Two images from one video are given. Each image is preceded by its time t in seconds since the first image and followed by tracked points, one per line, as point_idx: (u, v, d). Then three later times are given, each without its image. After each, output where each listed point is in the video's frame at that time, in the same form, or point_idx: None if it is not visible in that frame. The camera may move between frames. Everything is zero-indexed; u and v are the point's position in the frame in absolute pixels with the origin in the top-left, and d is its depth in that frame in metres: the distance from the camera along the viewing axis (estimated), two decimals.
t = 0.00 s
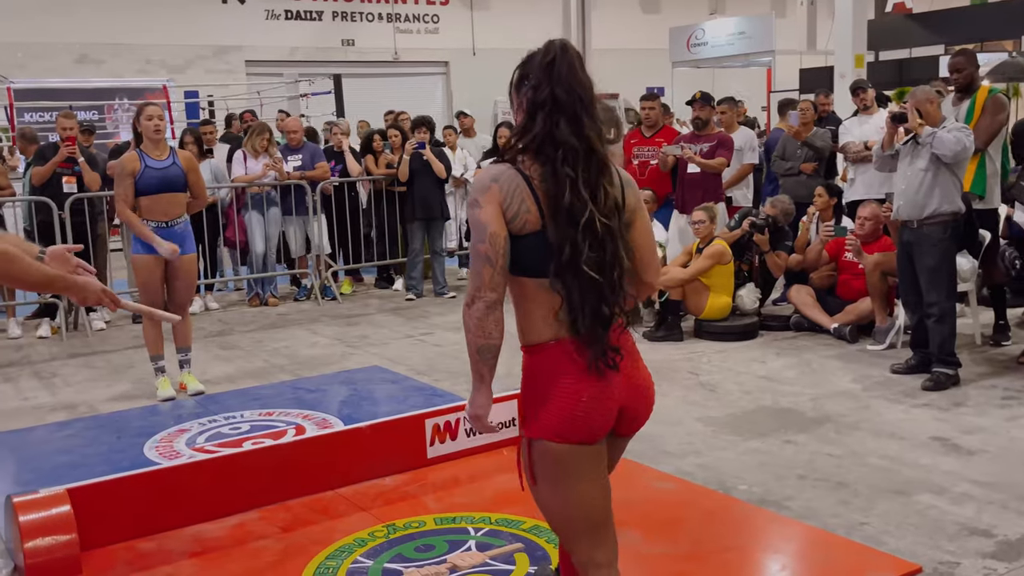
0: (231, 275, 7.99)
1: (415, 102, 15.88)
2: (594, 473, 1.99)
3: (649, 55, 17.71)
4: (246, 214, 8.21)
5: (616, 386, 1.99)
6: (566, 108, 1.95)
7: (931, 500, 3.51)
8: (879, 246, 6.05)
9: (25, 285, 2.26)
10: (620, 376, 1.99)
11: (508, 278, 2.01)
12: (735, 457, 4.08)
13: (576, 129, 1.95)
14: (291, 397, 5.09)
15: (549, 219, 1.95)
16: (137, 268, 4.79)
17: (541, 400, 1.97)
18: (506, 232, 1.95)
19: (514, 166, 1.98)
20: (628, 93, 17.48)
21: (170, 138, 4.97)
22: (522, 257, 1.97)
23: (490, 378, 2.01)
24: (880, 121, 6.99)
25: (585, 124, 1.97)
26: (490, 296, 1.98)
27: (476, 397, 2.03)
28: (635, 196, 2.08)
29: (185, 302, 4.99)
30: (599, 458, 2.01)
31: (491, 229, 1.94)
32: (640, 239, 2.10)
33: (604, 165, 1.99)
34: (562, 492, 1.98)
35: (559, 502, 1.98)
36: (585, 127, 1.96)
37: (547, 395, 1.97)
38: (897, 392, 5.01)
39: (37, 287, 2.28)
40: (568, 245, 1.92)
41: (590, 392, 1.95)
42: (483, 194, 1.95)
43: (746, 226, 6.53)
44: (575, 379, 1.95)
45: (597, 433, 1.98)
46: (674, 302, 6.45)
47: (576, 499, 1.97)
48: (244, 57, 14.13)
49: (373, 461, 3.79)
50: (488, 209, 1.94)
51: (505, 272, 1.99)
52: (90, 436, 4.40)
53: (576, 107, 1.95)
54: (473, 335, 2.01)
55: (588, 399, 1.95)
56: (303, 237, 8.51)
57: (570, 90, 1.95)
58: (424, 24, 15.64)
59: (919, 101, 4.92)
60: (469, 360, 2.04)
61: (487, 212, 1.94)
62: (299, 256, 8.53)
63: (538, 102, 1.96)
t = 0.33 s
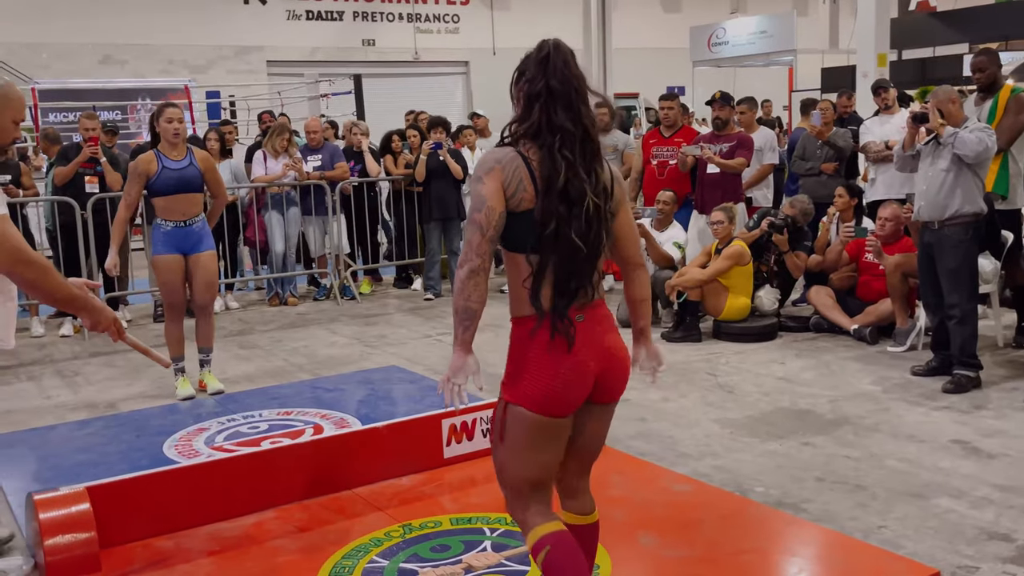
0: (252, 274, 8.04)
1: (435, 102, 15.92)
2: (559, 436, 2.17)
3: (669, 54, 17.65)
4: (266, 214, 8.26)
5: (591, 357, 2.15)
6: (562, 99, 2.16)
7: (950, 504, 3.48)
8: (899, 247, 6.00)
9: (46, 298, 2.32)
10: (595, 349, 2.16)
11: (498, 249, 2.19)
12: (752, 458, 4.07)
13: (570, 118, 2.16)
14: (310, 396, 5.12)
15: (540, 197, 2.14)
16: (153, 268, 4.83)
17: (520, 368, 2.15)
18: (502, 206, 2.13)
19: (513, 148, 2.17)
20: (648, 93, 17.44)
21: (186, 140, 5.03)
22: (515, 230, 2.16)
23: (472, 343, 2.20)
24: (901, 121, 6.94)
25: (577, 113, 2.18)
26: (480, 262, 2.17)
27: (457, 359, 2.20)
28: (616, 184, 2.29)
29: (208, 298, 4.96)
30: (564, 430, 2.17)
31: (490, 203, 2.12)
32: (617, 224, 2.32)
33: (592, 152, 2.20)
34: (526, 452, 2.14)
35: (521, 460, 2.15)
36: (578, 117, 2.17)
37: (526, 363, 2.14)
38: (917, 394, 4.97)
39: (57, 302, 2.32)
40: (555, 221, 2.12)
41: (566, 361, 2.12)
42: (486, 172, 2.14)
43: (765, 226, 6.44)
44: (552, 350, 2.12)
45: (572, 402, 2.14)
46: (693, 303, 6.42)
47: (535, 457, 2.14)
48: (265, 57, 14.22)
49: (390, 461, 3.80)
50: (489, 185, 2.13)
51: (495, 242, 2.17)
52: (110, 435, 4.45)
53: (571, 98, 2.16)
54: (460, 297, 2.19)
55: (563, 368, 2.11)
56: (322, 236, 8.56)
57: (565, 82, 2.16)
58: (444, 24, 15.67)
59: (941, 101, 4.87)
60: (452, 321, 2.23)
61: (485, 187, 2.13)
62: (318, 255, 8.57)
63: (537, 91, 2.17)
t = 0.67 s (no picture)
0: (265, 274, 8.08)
1: (448, 102, 15.95)
2: (516, 411, 2.37)
3: (683, 54, 17.63)
4: (280, 214, 8.30)
5: (552, 346, 2.28)
6: (531, 98, 2.31)
7: (963, 506, 3.46)
8: (913, 248, 5.97)
9: (51, 295, 2.42)
10: (562, 337, 2.30)
11: (488, 251, 2.32)
12: (763, 460, 4.06)
13: (542, 114, 2.32)
14: (321, 396, 5.14)
15: (526, 192, 2.29)
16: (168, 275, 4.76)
17: (492, 351, 2.31)
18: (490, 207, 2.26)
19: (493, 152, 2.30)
20: (661, 94, 17.41)
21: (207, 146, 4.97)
22: (505, 229, 2.30)
23: (461, 339, 2.29)
24: (915, 121, 6.91)
25: (547, 108, 2.33)
26: (475, 263, 2.29)
27: (444, 357, 2.31)
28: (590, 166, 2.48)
29: (240, 291, 4.83)
30: (518, 405, 2.36)
31: (479, 207, 2.24)
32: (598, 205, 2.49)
33: (567, 141, 2.36)
34: (485, 423, 2.36)
35: (476, 425, 2.37)
36: (548, 111, 2.33)
37: (499, 345, 2.31)
38: (930, 396, 4.94)
39: (62, 298, 2.42)
40: (548, 209, 2.28)
41: (530, 346, 2.27)
42: (471, 180, 2.26)
43: (777, 227, 6.42)
44: (518, 334, 2.28)
45: (533, 383, 2.30)
46: (705, 303, 6.41)
47: (491, 427, 2.35)
48: (280, 58, 14.28)
49: (400, 461, 3.81)
50: (476, 191, 2.25)
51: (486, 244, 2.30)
52: (123, 434, 4.48)
53: (540, 97, 2.32)
54: (454, 298, 2.30)
55: (530, 352, 2.27)
56: (335, 237, 8.59)
57: (531, 82, 2.30)
58: (458, 25, 15.70)
59: (955, 101, 4.84)
60: (443, 320, 2.32)
61: (471, 194, 2.25)
62: (330, 256, 8.60)
63: (506, 95, 2.31)
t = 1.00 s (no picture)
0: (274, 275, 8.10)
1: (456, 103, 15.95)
2: (467, 403, 2.52)
3: (692, 55, 17.60)
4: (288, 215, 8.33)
5: (487, 340, 2.44)
6: (455, 112, 2.46)
7: (974, 508, 3.43)
8: (923, 248, 5.94)
9: None
10: (499, 332, 2.45)
11: (433, 263, 2.47)
12: (772, 461, 4.04)
13: (466, 126, 2.47)
14: (330, 396, 5.14)
15: (460, 205, 2.44)
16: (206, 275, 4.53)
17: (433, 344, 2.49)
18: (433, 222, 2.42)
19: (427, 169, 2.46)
20: (669, 95, 17.39)
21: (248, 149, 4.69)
22: (446, 241, 2.45)
23: (409, 346, 2.42)
24: (926, 121, 6.87)
25: (471, 120, 2.48)
26: (421, 275, 2.41)
27: (392, 363, 2.44)
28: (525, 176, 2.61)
29: (275, 300, 4.56)
30: (467, 396, 2.51)
31: (424, 224, 2.39)
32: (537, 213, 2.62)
33: (492, 148, 2.50)
34: (438, 416, 2.52)
35: (433, 418, 2.53)
36: (471, 123, 2.48)
37: (441, 341, 2.46)
38: (941, 397, 4.91)
39: None
40: (480, 219, 2.43)
41: (468, 342, 2.44)
42: (413, 200, 2.41)
43: (785, 227, 6.44)
44: (454, 329, 2.45)
45: (471, 375, 2.46)
46: (714, 303, 6.39)
47: (443, 417, 2.51)
48: (288, 59, 14.32)
49: (406, 461, 3.80)
50: (419, 211, 2.40)
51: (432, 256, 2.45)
52: (131, 434, 4.49)
53: (463, 111, 2.47)
54: (403, 310, 2.42)
55: (465, 346, 2.43)
56: (343, 237, 8.60)
57: (455, 96, 2.46)
58: (466, 25, 15.71)
59: (966, 100, 4.81)
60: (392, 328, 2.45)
61: (415, 213, 2.40)
62: (339, 256, 8.61)
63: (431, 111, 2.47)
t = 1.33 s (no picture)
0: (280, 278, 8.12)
1: (461, 105, 15.96)
2: (448, 393, 2.66)
3: (697, 57, 17.60)
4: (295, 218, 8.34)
5: (459, 329, 2.63)
6: (409, 117, 2.63)
7: (983, 513, 3.42)
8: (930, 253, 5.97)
9: None
10: (463, 324, 2.64)
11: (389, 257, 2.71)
12: (780, 465, 4.02)
13: (420, 130, 2.63)
14: (336, 399, 5.14)
15: (411, 204, 2.63)
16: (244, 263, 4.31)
17: (406, 339, 2.66)
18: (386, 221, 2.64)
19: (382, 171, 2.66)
20: (675, 97, 17.40)
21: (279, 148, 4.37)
22: (399, 237, 2.67)
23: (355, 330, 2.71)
24: (933, 123, 6.85)
25: (424, 124, 2.64)
26: (372, 270, 2.66)
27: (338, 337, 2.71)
28: (482, 177, 2.75)
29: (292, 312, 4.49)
30: (447, 386, 2.66)
31: (378, 224, 2.63)
32: (494, 212, 2.79)
33: (444, 150, 2.65)
34: (421, 405, 2.65)
35: (422, 410, 2.65)
36: (424, 128, 2.64)
37: (411, 331, 2.65)
38: (948, 401, 4.89)
39: (5, 312, 2.59)
40: (428, 216, 2.61)
41: (437, 331, 2.62)
42: (370, 201, 2.63)
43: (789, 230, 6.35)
44: (425, 322, 2.63)
45: (443, 364, 2.62)
46: (720, 307, 6.38)
47: (431, 409, 2.64)
48: (294, 61, 14.35)
49: (413, 465, 3.79)
50: (375, 212, 2.63)
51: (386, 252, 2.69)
52: (138, 437, 4.50)
53: (417, 116, 2.63)
54: (352, 299, 2.70)
55: (436, 337, 2.61)
56: (349, 241, 8.60)
57: (409, 103, 2.62)
58: (471, 28, 15.72)
59: (972, 104, 4.78)
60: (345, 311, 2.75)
61: (371, 213, 2.63)
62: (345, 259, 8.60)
63: (387, 117, 2.65)
